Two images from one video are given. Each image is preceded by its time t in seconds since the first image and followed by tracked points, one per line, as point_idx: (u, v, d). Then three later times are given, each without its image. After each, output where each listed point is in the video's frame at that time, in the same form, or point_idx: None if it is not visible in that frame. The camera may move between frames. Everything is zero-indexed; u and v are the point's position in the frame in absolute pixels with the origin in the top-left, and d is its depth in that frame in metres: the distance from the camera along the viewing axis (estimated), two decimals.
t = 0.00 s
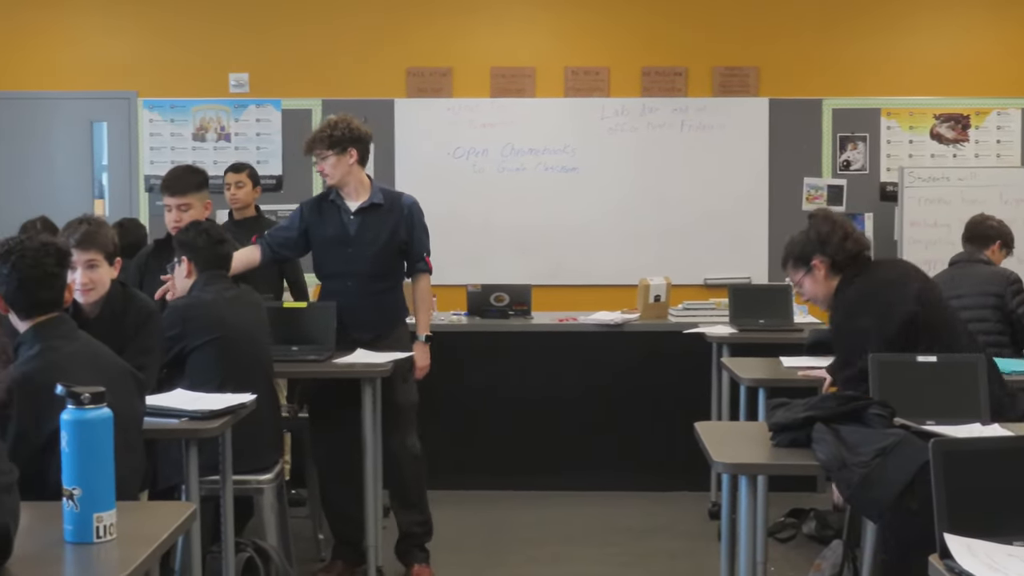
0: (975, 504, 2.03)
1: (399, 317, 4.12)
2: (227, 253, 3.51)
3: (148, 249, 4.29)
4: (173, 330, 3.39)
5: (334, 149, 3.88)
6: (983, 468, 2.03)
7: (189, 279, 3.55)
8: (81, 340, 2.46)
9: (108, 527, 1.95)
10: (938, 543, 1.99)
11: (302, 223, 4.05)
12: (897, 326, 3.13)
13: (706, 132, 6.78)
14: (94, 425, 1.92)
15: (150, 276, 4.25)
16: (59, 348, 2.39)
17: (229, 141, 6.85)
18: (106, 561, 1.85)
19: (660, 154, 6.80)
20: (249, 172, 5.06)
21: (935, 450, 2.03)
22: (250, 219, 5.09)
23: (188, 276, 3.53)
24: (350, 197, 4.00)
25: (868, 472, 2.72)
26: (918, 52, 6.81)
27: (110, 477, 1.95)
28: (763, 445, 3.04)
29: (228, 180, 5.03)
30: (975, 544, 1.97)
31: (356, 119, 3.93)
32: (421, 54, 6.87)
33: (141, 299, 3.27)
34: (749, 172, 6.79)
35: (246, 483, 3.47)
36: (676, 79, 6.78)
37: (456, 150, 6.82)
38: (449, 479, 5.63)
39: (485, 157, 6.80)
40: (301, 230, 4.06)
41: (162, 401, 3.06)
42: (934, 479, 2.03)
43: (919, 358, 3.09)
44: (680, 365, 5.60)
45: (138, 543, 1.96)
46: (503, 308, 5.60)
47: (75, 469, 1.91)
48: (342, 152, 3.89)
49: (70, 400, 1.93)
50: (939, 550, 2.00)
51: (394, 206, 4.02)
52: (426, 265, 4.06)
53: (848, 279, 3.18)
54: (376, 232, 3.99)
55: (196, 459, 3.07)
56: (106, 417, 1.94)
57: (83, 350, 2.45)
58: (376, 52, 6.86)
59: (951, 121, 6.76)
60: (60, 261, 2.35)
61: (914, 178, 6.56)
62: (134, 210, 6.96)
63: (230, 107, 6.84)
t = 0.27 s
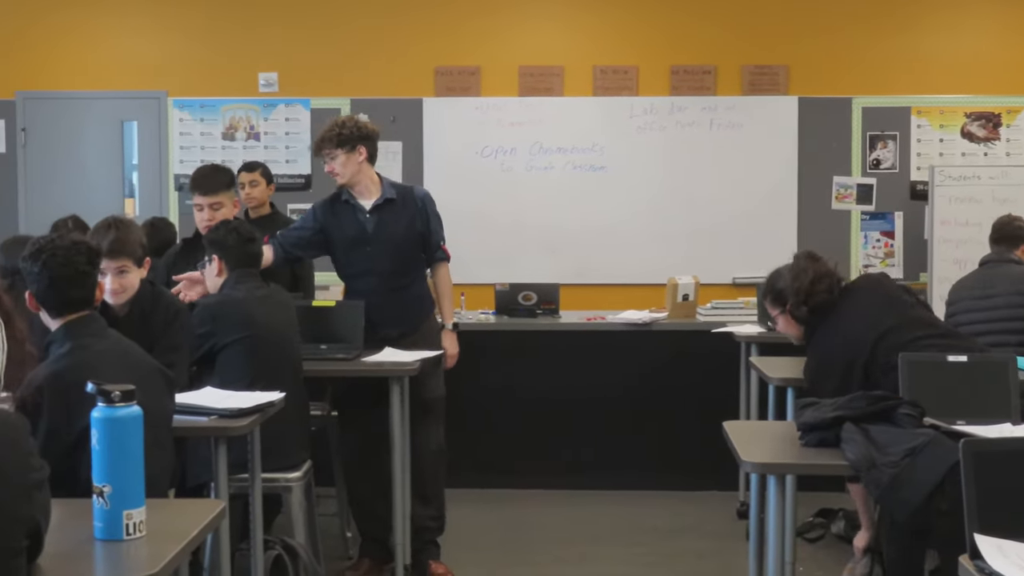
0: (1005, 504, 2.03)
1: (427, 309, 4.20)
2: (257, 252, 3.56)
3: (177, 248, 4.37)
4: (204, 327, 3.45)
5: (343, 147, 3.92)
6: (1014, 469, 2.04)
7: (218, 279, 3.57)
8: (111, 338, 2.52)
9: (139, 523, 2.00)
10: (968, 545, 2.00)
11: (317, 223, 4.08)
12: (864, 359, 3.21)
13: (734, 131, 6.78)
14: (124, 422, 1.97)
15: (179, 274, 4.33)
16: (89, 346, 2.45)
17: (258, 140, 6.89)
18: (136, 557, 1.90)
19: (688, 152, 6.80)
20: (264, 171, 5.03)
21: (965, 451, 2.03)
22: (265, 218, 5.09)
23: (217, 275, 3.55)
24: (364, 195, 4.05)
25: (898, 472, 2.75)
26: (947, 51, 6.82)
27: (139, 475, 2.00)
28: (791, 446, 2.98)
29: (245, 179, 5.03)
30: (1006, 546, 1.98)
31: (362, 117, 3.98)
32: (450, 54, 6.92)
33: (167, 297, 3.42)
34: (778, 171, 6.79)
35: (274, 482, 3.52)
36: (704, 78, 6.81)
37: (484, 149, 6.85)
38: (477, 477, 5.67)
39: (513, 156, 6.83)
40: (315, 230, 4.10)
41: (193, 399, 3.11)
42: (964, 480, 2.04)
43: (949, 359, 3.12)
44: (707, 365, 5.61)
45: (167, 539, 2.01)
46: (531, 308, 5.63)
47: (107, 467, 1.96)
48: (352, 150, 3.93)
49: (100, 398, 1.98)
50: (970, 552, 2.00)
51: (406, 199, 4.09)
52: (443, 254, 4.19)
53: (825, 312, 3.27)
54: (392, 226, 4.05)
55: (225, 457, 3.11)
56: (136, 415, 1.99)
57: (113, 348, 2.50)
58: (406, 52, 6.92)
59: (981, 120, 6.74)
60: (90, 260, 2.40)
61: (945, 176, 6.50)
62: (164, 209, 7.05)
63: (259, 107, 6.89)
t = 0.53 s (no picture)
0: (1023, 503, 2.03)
1: (454, 304, 4.21)
2: (275, 251, 3.59)
3: (191, 247, 4.40)
4: (222, 325, 3.47)
5: (347, 150, 3.93)
6: None
7: (237, 277, 3.62)
8: (129, 336, 2.56)
9: (155, 523, 2.01)
10: (986, 545, 1.99)
11: (332, 230, 4.09)
12: (869, 356, 3.18)
13: (751, 130, 6.78)
14: (141, 420, 2.00)
15: (194, 272, 4.38)
16: (106, 345, 2.48)
17: (274, 139, 6.94)
18: (154, 555, 1.92)
19: (705, 151, 6.80)
20: (284, 170, 5.11)
21: (983, 450, 2.05)
22: (282, 217, 5.15)
23: (236, 273, 3.60)
24: (375, 199, 4.04)
25: (916, 471, 2.76)
26: (965, 49, 6.80)
27: (156, 473, 2.03)
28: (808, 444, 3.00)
29: (266, 178, 5.09)
30: None
31: (361, 123, 4.01)
32: (466, 53, 6.94)
33: (185, 296, 3.39)
34: (794, 169, 6.78)
35: (291, 480, 3.55)
36: (721, 76, 6.81)
37: (501, 148, 6.86)
38: (493, 476, 5.69)
39: (530, 155, 6.85)
40: (330, 237, 4.09)
41: (211, 398, 3.13)
42: (982, 480, 2.04)
43: (967, 359, 3.10)
44: (724, 364, 5.62)
45: (185, 537, 2.03)
46: (547, 306, 5.64)
47: (125, 465, 1.99)
48: (356, 152, 3.94)
49: (119, 396, 2.02)
50: (987, 553, 1.99)
51: (416, 194, 4.09)
52: (460, 243, 4.21)
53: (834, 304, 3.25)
54: (407, 225, 4.04)
55: (242, 454, 3.14)
56: (153, 412, 2.03)
57: (130, 346, 2.53)
58: (422, 51, 6.95)
59: (1000, 118, 6.73)
60: (108, 258, 2.41)
61: (963, 175, 6.50)
62: (181, 207, 7.09)
63: (275, 105, 6.92)
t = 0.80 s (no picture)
0: None
1: (483, 307, 4.23)
2: (297, 251, 3.61)
3: (203, 248, 4.43)
4: (242, 325, 3.51)
5: (383, 149, 3.98)
6: None
7: (259, 277, 3.65)
8: (150, 335, 2.60)
9: (176, 522, 2.06)
10: (1010, 546, 1.99)
11: (365, 230, 4.15)
12: (908, 323, 3.41)
13: (773, 130, 6.78)
14: (162, 419, 2.01)
15: (207, 272, 4.40)
16: (128, 344, 2.52)
17: (295, 139, 7.00)
18: (176, 555, 1.96)
19: (725, 151, 6.81)
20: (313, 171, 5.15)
21: (1007, 451, 2.04)
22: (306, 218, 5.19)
23: (258, 273, 3.64)
24: (410, 198, 4.08)
25: (937, 472, 2.75)
26: (988, 48, 6.79)
27: (177, 473, 2.05)
28: (830, 445, 3.00)
29: (295, 179, 5.14)
30: None
31: (394, 121, 4.06)
32: (487, 53, 6.97)
33: (204, 296, 3.48)
34: (815, 169, 6.77)
35: (311, 480, 3.58)
36: (742, 76, 6.80)
37: (521, 148, 6.88)
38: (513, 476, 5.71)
39: (550, 155, 6.86)
40: (364, 238, 4.17)
41: (233, 398, 3.17)
42: (1006, 480, 2.05)
43: (989, 360, 3.11)
44: (744, 363, 5.62)
45: (206, 537, 2.07)
46: (567, 306, 5.67)
47: (147, 465, 2.02)
48: (392, 152, 3.99)
49: (140, 396, 2.03)
50: (1010, 555, 2.00)
51: (451, 196, 4.13)
52: (495, 248, 4.23)
53: (870, 275, 3.38)
54: (439, 226, 4.08)
55: (264, 454, 3.18)
56: (175, 412, 2.03)
57: (152, 346, 2.57)
58: (443, 52, 6.98)
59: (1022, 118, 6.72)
60: (128, 258, 2.48)
61: (986, 175, 6.45)
62: (202, 208, 7.15)
63: (296, 106, 6.98)
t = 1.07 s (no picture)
0: None
1: (528, 312, 4.18)
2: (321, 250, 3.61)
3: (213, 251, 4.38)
4: (268, 325, 3.55)
5: (452, 145, 4.03)
6: None
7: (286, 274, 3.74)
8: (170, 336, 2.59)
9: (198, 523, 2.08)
10: None
11: (426, 223, 4.25)
12: (978, 319, 3.56)
13: (797, 130, 6.78)
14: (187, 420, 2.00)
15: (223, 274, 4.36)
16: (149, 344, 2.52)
17: (320, 139, 7.05)
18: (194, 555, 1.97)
19: (750, 151, 6.81)
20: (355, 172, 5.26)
21: None
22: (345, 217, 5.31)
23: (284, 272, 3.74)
24: (469, 194, 4.12)
25: (964, 473, 2.75)
26: (1014, 47, 6.77)
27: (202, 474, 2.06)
28: (855, 445, 3.04)
29: (337, 178, 5.24)
30: None
31: (471, 117, 4.09)
32: (511, 54, 7.00)
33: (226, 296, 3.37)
34: (840, 168, 6.77)
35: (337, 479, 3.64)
36: (767, 76, 6.80)
37: (546, 148, 6.90)
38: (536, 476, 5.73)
39: (574, 154, 6.88)
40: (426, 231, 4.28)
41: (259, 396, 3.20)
42: None
43: (1017, 359, 3.11)
44: (769, 363, 5.62)
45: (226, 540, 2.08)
46: (591, 306, 5.68)
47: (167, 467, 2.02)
48: (460, 148, 4.03)
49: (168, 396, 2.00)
50: None
51: (509, 201, 4.12)
52: (550, 260, 4.16)
53: (950, 263, 3.52)
54: (490, 228, 4.11)
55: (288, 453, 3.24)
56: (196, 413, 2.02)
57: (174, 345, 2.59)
58: (468, 53, 7.02)
59: None
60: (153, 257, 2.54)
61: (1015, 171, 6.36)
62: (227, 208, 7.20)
63: (321, 106, 7.03)
